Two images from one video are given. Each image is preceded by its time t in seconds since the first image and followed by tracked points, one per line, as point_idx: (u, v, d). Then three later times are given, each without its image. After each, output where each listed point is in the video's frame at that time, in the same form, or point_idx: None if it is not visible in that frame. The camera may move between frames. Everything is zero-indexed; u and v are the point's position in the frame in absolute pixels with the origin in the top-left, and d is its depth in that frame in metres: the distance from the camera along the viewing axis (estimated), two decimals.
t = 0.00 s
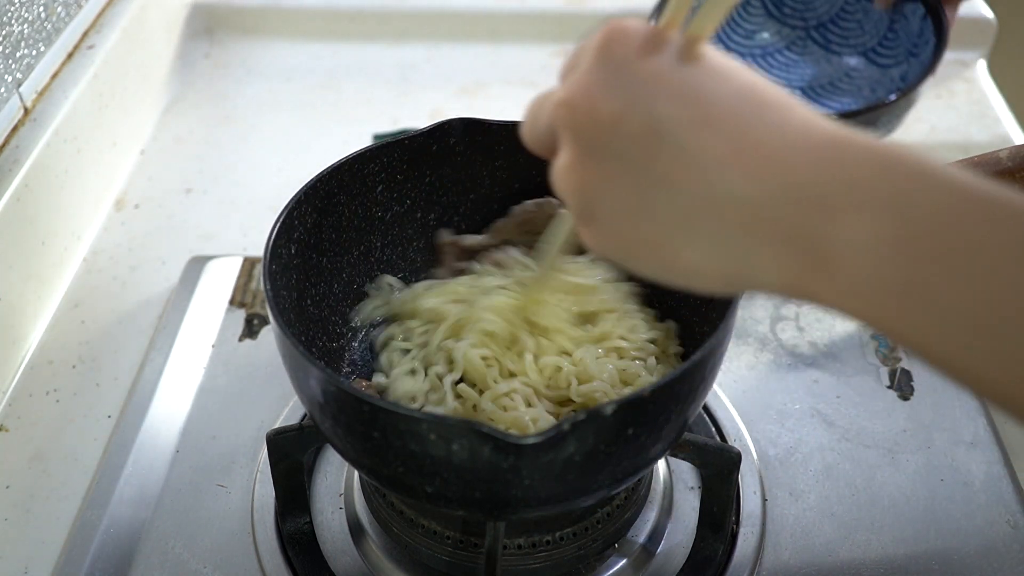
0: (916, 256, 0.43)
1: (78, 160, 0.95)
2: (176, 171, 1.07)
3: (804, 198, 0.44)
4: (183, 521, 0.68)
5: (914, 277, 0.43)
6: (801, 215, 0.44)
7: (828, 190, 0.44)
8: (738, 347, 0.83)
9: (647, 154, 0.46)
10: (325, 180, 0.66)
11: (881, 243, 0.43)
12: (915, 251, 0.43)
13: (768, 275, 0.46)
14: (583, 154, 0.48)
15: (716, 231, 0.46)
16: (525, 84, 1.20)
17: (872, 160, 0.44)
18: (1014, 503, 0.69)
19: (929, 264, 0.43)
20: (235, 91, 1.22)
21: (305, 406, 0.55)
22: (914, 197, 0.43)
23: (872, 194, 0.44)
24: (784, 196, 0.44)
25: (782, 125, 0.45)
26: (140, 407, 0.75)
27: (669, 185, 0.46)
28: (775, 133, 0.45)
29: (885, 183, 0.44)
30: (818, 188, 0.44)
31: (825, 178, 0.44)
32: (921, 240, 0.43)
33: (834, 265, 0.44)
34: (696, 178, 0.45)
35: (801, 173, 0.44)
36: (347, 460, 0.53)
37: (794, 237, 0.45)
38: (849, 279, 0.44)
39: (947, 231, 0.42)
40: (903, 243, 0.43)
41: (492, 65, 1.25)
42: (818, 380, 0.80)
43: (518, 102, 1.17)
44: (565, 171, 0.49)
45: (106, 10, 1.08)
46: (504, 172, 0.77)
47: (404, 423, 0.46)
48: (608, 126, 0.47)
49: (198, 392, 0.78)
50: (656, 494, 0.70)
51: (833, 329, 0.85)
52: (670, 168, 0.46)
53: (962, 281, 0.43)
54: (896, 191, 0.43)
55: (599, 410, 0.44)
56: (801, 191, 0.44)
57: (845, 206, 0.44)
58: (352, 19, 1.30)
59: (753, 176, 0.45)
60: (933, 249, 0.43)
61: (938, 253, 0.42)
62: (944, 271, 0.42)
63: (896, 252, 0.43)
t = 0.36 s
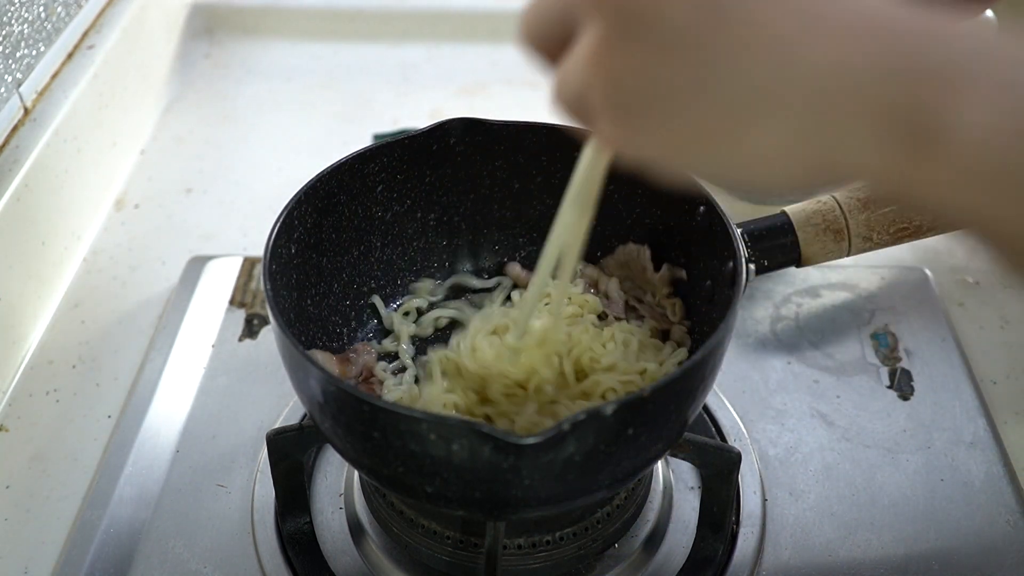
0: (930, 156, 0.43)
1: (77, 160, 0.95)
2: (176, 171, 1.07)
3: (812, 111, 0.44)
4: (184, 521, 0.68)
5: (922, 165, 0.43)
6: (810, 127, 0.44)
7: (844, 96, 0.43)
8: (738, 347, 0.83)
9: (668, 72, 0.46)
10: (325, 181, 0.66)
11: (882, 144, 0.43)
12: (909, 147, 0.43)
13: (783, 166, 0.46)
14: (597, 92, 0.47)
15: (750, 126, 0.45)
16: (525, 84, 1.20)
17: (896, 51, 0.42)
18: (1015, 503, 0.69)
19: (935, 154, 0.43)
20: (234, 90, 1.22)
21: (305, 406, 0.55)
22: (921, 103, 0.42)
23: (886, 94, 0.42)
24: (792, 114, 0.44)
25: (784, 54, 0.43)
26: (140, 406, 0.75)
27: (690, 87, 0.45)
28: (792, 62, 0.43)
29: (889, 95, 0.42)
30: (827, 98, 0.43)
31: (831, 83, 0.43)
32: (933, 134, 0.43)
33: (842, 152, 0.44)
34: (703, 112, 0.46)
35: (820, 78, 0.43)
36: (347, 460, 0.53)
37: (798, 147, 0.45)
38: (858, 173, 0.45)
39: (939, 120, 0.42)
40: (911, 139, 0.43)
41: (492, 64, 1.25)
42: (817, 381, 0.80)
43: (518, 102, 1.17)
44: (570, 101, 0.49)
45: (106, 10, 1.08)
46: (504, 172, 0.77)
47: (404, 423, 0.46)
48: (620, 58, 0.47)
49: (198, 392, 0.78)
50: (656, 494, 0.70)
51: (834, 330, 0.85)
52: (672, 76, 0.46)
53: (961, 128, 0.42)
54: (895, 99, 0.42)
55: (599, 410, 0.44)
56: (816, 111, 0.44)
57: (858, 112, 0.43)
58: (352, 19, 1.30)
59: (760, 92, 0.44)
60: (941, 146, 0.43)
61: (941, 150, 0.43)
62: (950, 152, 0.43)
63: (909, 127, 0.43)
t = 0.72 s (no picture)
0: (887, 238, 0.40)
1: (78, 160, 0.95)
2: (176, 171, 1.07)
3: (751, 183, 0.41)
4: (184, 521, 0.68)
5: (882, 247, 0.40)
6: (752, 202, 0.42)
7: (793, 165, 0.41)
8: (739, 347, 0.83)
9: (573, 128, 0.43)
10: (325, 181, 0.66)
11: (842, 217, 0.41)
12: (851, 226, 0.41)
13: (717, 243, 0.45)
14: (514, 185, 0.47)
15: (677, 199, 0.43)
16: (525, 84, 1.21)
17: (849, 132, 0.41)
18: (1015, 502, 0.69)
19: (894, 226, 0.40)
20: (234, 91, 1.22)
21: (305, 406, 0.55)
22: (876, 170, 0.40)
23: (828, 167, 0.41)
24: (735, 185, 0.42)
25: (702, 99, 0.42)
26: (140, 407, 0.75)
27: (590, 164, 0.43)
28: (716, 99, 0.41)
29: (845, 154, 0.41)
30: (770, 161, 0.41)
31: (772, 147, 0.41)
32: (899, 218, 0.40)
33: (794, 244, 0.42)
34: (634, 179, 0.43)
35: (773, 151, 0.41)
36: (347, 460, 0.53)
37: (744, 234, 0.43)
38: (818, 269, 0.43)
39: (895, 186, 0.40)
40: (863, 214, 0.40)
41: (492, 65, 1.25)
42: (818, 381, 0.80)
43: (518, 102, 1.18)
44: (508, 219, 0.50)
45: (106, 10, 1.08)
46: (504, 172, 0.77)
47: (404, 423, 0.46)
48: (522, 153, 0.45)
49: (198, 392, 0.78)
50: (656, 494, 0.70)
51: (834, 330, 0.85)
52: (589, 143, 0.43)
53: (947, 214, 0.40)
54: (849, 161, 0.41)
55: (599, 410, 0.44)
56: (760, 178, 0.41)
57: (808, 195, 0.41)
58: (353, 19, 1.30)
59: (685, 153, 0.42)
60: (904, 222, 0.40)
61: (911, 228, 0.40)
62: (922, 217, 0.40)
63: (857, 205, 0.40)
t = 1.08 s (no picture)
0: (888, 241, 0.41)
1: (78, 160, 0.95)
2: (176, 171, 1.07)
3: (733, 204, 0.41)
4: (184, 521, 0.68)
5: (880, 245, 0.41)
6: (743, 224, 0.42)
7: (770, 186, 0.41)
8: (739, 347, 0.83)
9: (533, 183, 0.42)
10: (324, 181, 0.66)
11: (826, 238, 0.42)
12: (832, 238, 0.41)
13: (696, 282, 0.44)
14: (459, 274, 0.45)
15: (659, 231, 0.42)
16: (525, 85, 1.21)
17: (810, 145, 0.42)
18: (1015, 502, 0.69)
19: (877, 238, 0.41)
20: (234, 91, 1.22)
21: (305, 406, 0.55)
22: (855, 184, 0.41)
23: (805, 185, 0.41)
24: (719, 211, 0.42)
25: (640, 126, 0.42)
26: (140, 407, 0.75)
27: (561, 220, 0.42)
28: (660, 126, 0.42)
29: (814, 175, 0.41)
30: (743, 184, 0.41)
31: (755, 160, 0.41)
32: (883, 218, 0.41)
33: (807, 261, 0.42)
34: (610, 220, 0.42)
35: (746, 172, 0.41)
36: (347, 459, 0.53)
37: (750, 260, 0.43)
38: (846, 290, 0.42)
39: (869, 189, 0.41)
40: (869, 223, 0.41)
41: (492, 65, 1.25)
42: (818, 381, 0.80)
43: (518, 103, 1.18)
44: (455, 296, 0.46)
45: (106, 10, 1.08)
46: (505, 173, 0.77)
47: (404, 423, 0.46)
48: (464, 244, 0.43)
49: (198, 392, 0.78)
50: (656, 494, 0.70)
51: (834, 331, 0.85)
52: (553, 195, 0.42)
53: (943, 200, 0.41)
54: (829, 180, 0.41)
55: (599, 410, 0.44)
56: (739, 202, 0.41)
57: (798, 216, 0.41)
58: (352, 19, 1.30)
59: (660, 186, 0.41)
60: (883, 236, 0.41)
61: (909, 224, 0.41)
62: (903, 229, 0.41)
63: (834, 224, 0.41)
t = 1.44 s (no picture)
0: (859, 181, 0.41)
1: (77, 160, 0.95)
2: (176, 171, 1.07)
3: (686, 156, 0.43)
4: (184, 521, 0.68)
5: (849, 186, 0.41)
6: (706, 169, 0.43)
7: (714, 132, 0.42)
8: (738, 348, 0.83)
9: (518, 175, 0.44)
10: (324, 181, 0.66)
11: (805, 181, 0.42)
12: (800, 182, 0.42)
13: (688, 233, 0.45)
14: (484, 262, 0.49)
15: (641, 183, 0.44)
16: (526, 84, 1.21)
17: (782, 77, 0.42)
18: (1017, 502, 0.69)
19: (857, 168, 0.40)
20: (234, 91, 1.22)
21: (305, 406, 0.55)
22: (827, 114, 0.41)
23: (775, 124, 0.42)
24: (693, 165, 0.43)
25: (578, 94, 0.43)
26: (140, 407, 0.75)
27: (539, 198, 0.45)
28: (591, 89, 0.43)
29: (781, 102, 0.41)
30: (713, 131, 0.42)
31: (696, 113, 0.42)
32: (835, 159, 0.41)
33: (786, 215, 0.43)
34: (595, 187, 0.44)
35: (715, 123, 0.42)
36: (347, 459, 0.53)
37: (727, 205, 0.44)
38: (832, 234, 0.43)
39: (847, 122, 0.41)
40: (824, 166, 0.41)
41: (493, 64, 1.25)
42: (818, 381, 0.80)
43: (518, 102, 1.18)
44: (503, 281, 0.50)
45: (106, 10, 1.08)
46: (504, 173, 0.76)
47: (404, 423, 0.46)
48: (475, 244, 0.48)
49: (198, 392, 0.78)
50: (656, 494, 0.70)
51: (834, 330, 0.85)
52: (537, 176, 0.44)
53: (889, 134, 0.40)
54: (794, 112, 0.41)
55: (599, 410, 0.44)
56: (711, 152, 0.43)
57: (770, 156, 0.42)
58: (352, 19, 1.30)
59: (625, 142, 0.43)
60: (865, 166, 0.40)
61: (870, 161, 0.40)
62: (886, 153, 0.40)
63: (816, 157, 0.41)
